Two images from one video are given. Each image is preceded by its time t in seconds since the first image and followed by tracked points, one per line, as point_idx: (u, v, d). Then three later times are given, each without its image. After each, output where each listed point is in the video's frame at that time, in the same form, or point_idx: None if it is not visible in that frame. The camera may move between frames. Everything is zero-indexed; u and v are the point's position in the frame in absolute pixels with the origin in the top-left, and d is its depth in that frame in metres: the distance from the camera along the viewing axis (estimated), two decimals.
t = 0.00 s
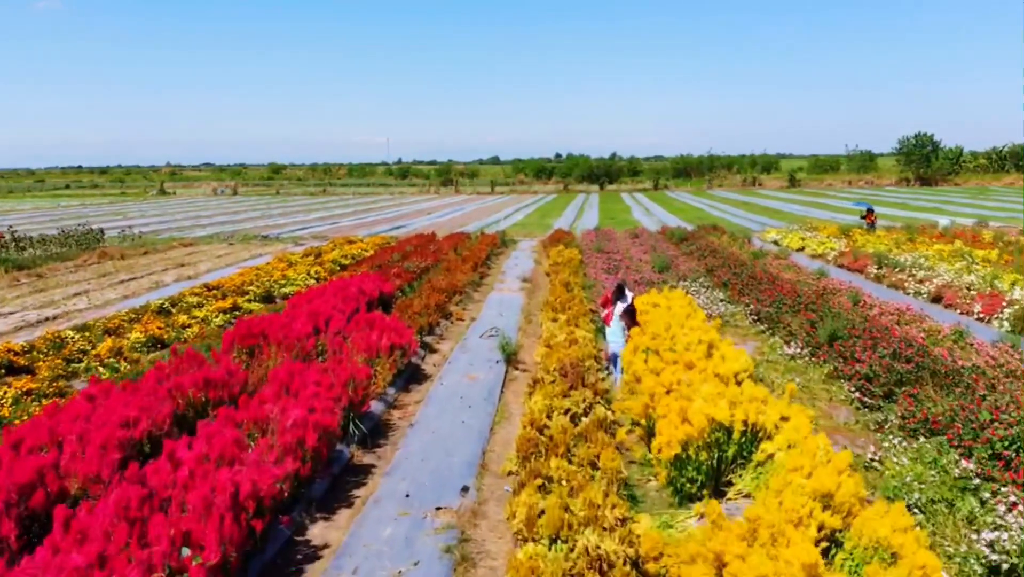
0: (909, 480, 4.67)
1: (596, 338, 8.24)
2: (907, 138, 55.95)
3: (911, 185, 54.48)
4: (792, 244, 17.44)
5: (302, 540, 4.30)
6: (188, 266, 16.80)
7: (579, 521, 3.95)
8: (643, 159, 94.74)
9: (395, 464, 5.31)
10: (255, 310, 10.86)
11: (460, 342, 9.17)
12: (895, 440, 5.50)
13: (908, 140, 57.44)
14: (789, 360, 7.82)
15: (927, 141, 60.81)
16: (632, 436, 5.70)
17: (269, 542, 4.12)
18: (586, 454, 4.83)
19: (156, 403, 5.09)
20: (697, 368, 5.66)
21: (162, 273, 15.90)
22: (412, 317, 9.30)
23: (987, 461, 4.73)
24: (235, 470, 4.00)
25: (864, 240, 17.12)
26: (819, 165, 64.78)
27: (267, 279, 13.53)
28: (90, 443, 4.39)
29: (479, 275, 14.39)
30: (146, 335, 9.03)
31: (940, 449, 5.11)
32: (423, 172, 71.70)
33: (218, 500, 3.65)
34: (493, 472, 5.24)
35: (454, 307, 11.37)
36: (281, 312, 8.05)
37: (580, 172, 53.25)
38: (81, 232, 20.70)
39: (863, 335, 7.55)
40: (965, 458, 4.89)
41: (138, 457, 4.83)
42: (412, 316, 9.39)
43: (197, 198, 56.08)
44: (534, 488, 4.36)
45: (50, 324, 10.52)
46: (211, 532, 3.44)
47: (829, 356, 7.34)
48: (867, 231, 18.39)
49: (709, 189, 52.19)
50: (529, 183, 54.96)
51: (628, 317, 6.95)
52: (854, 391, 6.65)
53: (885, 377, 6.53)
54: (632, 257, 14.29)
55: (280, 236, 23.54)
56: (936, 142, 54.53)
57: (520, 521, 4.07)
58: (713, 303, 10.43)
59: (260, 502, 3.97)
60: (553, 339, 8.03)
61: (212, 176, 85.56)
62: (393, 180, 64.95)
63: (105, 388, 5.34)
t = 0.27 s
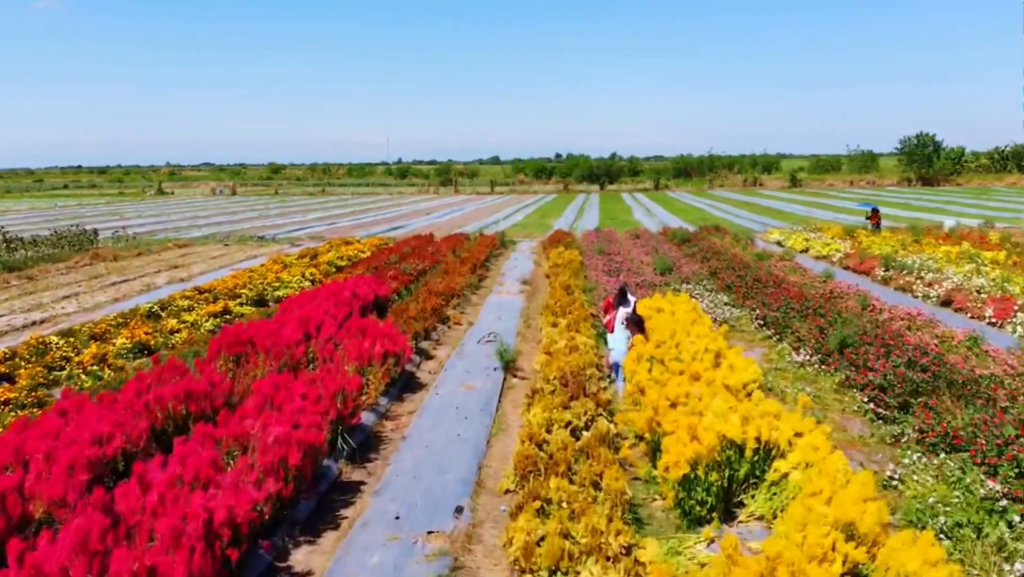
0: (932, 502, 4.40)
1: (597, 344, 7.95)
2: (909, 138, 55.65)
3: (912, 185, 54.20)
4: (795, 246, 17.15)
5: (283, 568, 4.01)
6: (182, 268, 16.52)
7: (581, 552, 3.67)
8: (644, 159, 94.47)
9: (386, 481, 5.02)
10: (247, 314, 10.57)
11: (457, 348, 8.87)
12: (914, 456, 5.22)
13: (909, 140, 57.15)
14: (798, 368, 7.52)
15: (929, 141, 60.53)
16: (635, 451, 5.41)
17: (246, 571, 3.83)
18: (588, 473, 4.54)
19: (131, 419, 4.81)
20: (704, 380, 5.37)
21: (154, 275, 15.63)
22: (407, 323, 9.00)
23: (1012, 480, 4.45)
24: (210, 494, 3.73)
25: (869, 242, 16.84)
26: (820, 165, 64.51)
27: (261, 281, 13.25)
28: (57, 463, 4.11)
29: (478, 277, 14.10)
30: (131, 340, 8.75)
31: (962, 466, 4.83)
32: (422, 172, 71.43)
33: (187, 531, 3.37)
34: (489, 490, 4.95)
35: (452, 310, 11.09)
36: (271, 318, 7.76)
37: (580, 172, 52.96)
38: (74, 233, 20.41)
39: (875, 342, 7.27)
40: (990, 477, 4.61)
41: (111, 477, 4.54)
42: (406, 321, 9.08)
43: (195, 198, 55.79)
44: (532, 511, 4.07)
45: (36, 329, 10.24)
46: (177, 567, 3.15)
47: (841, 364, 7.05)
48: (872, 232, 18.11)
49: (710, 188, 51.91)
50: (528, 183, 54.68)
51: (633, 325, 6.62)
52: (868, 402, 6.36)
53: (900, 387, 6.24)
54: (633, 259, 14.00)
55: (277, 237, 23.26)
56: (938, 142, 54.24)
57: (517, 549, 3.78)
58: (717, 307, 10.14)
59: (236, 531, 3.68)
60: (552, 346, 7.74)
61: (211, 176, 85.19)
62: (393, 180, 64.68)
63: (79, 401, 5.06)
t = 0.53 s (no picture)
0: (958, 528, 4.12)
1: (599, 352, 7.66)
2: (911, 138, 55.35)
3: (914, 185, 53.90)
4: (799, 248, 16.86)
5: None
6: (175, 270, 16.24)
7: None
8: (645, 159, 94.20)
9: (376, 502, 4.73)
10: (238, 318, 10.28)
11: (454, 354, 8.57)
12: (936, 474, 4.93)
13: (911, 140, 56.86)
14: (808, 377, 7.23)
15: (931, 141, 60.23)
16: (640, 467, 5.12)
17: None
18: (591, 495, 4.25)
19: (103, 436, 4.53)
20: (713, 394, 5.09)
21: (147, 277, 15.34)
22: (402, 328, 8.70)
23: None
24: (179, 523, 3.45)
25: (875, 244, 16.55)
26: (821, 165, 64.22)
27: (254, 284, 12.97)
28: (19, 489, 3.83)
29: (476, 279, 13.82)
30: (117, 347, 8.46)
31: (988, 486, 4.54)
32: (422, 172, 71.16)
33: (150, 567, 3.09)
34: (485, 511, 4.66)
35: (449, 315, 10.78)
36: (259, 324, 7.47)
37: (580, 172, 52.67)
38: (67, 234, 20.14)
39: (888, 351, 6.98)
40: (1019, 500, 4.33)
41: (80, 499, 4.26)
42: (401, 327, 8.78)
43: (193, 199, 55.50)
44: (530, 538, 3.78)
45: (21, 334, 9.96)
46: None
47: (853, 374, 6.76)
48: (877, 234, 17.82)
49: (711, 189, 51.61)
50: (528, 183, 54.38)
51: (637, 333, 6.35)
52: (884, 414, 6.08)
53: (917, 398, 5.95)
54: (635, 262, 13.71)
55: (273, 238, 22.96)
56: (940, 143, 53.93)
57: None
58: (722, 312, 9.85)
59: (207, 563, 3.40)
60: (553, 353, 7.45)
61: (211, 176, 84.85)
62: (392, 180, 64.38)
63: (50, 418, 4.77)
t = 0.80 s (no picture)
0: (990, 558, 3.83)
1: (601, 360, 7.37)
2: (913, 138, 55.08)
3: (916, 186, 53.63)
4: (804, 250, 16.56)
5: None
6: (168, 272, 15.93)
7: None
8: (645, 160, 93.89)
9: (364, 525, 4.43)
10: (229, 323, 9.98)
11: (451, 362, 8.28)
12: (961, 496, 4.63)
13: (912, 140, 56.57)
14: (819, 387, 6.92)
15: (932, 141, 59.93)
16: (647, 487, 4.82)
17: None
18: (595, 521, 3.96)
19: (72, 456, 4.25)
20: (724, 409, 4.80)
21: (139, 280, 15.04)
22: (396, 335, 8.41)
23: None
24: (145, 558, 3.17)
25: (880, 246, 16.26)
26: (822, 165, 63.95)
27: (247, 287, 12.67)
28: None
29: (474, 282, 13.53)
30: (100, 354, 8.16)
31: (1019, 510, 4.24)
32: (422, 172, 70.85)
33: None
34: (481, 536, 4.36)
35: (446, 319, 10.48)
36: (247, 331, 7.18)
37: (580, 172, 52.39)
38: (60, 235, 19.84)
39: (903, 359, 6.68)
40: None
41: (45, 525, 3.98)
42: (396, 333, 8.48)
43: (191, 199, 55.19)
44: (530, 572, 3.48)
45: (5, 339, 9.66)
46: None
47: (867, 385, 6.47)
48: (883, 235, 17.53)
49: (711, 189, 51.32)
50: (528, 183, 54.09)
51: (643, 345, 6.11)
52: (901, 427, 5.79)
53: (937, 411, 5.65)
54: (637, 264, 13.41)
55: (270, 239, 22.65)
56: (942, 143, 53.63)
57: None
58: (728, 316, 9.55)
59: None
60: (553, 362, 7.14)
61: (209, 176, 84.50)
62: (391, 180, 64.07)
63: (19, 435, 4.50)
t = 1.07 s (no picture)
0: None
1: (604, 369, 7.08)
2: (914, 138, 54.80)
3: (918, 186, 53.36)
4: (809, 251, 16.27)
5: None
6: (161, 275, 15.65)
7: None
8: (645, 160, 93.60)
9: (352, 550, 4.14)
10: (220, 328, 9.69)
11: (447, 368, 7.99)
12: (990, 521, 4.35)
13: (914, 140, 56.29)
14: (832, 398, 6.63)
15: (934, 141, 59.65)
16: (654, 509, 4.54)
17: None
18: (600, 552, 3.67)
19: (38, 479, 3.97)
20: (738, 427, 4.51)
21: (131, 282, 14.75)
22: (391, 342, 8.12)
23: None
24: None
25: (887, 247, 15.98)
26: (823, 165, 63.68)
27: (240, 290, 12.38)
28: None
29: (473, 284, 13.25)
30: (84, 362, 7.87)
31: None
32: (422, 172, 70.56)
33: None
34: (477, 563, 4.08)
35: (443, 323, 10.19)
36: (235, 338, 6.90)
37: (580, 172, 52.10)
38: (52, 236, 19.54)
39: (919, 369, 6.40)
40: None
41: (6, 555, 3.70)
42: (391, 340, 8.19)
43: (189, 199, 54.88)
44: None
45: None
46: None
47: (883, 396, 6.19)
48: (888, 237, 17.25)
49: (712, 189, 51.04)
50: (528, 183, 53.79)
51: (648, 353, 5.77)
52: (920, 443, 5.51)
53: (959, 426, 5.37)
54: (639, 266, 13.12)
55: (266, 240, 22.37)
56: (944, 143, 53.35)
57: None
58: (734, 322, 9.26)
59: None
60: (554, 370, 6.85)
61: (207, 176, 84.16)
62: (390, 180, 63.76)
63: None
